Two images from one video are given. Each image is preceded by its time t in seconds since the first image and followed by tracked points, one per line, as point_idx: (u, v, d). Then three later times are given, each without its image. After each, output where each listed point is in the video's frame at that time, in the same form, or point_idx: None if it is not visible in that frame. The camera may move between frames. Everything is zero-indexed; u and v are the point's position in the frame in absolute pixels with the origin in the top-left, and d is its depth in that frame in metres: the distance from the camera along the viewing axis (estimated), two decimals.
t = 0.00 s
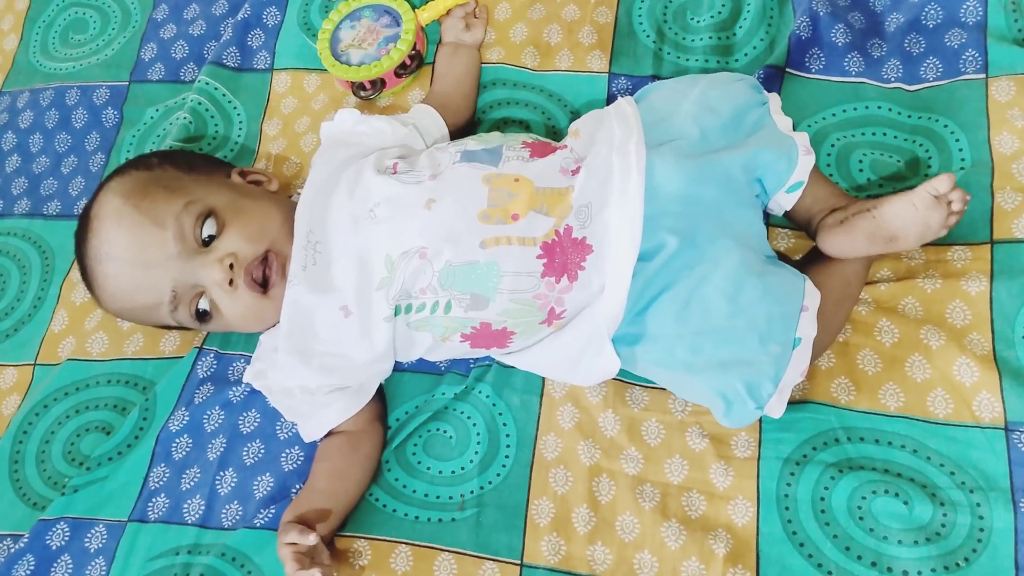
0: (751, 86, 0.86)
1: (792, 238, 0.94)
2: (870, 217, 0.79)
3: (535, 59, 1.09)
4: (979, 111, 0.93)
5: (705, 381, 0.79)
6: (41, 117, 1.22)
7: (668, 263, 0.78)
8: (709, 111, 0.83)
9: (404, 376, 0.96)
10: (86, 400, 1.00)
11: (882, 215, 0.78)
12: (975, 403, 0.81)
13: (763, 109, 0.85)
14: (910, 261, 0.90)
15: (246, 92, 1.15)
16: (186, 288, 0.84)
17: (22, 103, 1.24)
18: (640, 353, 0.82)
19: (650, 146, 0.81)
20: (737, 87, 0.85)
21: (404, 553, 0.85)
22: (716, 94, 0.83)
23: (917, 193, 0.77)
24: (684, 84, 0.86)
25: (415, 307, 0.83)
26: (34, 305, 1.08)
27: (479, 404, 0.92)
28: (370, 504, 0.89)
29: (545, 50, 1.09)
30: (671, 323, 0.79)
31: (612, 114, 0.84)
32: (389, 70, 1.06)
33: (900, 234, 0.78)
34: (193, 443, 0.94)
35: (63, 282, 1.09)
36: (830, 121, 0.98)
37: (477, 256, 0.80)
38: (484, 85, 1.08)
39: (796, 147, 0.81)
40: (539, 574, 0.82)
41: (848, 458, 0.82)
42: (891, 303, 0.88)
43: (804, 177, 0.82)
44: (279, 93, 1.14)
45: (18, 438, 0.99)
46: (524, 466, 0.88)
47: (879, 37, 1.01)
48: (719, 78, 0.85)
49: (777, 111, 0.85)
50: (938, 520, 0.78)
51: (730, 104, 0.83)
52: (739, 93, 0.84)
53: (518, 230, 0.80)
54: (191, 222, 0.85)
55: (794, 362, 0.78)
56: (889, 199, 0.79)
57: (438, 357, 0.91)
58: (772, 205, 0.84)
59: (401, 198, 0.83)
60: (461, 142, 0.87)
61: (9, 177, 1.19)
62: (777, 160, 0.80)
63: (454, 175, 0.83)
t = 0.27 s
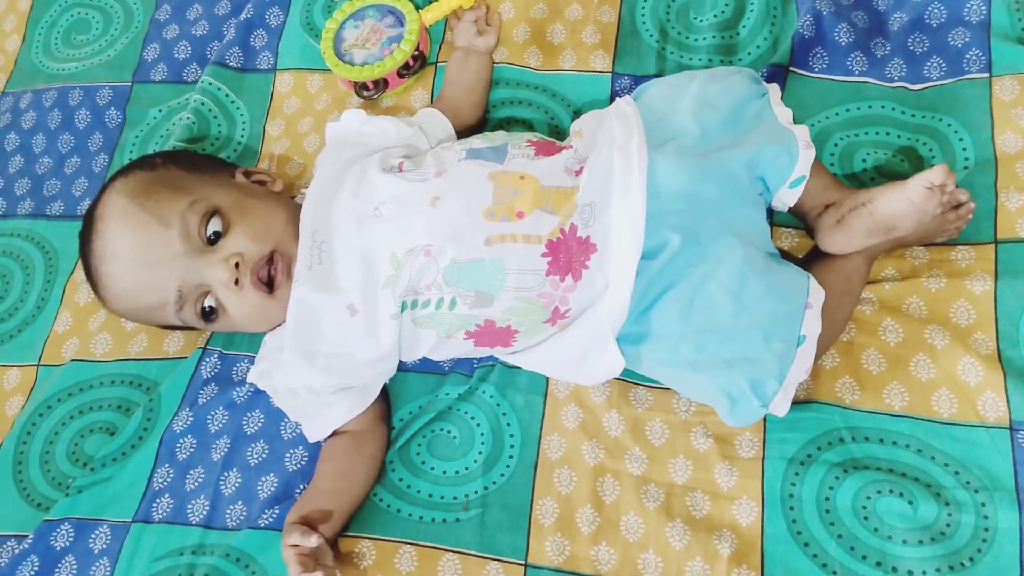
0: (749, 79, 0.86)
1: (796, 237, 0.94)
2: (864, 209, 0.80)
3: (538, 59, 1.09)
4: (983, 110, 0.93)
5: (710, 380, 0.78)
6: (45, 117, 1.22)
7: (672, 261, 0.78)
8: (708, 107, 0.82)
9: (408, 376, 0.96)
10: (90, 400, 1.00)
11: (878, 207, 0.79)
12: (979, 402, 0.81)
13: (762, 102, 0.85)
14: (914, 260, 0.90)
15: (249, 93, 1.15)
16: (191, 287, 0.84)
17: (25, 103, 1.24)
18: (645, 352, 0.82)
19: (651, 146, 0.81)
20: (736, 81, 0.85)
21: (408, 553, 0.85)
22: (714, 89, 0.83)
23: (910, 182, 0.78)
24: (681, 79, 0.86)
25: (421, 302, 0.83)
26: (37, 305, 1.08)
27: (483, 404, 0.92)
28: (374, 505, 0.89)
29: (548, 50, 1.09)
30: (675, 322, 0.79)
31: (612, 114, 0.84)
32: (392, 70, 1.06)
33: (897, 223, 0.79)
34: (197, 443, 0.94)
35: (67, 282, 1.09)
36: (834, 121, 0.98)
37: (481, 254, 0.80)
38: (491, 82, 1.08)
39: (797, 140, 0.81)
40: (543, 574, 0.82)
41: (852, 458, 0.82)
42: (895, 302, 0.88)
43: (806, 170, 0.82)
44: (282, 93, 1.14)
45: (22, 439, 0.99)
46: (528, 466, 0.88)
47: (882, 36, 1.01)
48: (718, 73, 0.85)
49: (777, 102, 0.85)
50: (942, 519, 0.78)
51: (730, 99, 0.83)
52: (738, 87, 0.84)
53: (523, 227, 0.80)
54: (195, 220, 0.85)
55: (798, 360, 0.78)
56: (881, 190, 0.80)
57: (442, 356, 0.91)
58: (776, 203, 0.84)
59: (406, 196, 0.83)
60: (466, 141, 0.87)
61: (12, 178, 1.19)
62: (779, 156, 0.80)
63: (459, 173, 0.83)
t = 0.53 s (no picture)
0: (757, 80, 0.86)
1: (797, 237, 0.93)
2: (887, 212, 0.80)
3: (538, 58, 1.09)
4: (985, 110, 0.93)
5: (712, 379, 0.78)
6: (45, 117, 1.22)
7: (673, 261, 0.78)
8: (713, 108, 0.83)
9: (408, 376, 0.96)
10: (90, 400, 1.00)
11: (902, 211, 0.79)
12: (981, 402, 0.81)
13: (771, 103, 0.84)
14: (915, 259, 0.89)
15: (249, 92, 1.15)
16: (190, 288, 0.84)
17: (25, 103, 1.24)
18: (646, 352, 0.82)
19: (654, 146, 0.81)
20: (743, 82, 0.85)
21: (408, 553, 0.84)
22: (721, 90, 0.83)
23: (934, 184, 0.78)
24: (688, 79, 0.86)
25: (420, 299, 0.83)
26: (37, 305, 1.08)
27: (484, 403, 0.92)
28: (375, 504, 0.88)
29: (549, 49, 1.09)
30: (676, 322, 0.79)
31: (614, 113, 0.84)
32: (392, 69, 1.06)
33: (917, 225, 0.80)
34: (197, 443, 0.94)
35: (67, 282, 1.09)
36: (835, 120, 0.98)
37: (480, 251, 0.80)
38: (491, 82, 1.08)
39: (803, 143, 0.80)
40: (544, 574, 0.82)
41: (853, 457, 0.82)
42: (896, 302, 0.88)
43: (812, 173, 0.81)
44: (282, 92, 1.14)
45: (23, 439, 0.99)
46: (529, 466, 0.88)
47: (884, 34, 1.01)
48: (724, 75, 0.85)
49: (787, 103, 0.85)
50: (944, 519, 0.77)
51: (736, 100, 0.83)
52: (745, 88, 0.84)
53: (523, 224, 0.80)
54: (194, 220, 0.85)
55: (799, 360, 0.78)
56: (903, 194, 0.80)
57: (441, 353, 0.90)
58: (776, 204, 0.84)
59: (406, 194, 0.83)
60: (466, 138, 0.87)
61: (12, 178, 1.19)
62: (784, 158, 0.79)
63: (458, 168, 0.83)
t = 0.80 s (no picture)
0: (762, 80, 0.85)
1: (796, 235, 0.93)
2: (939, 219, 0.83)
3: (538, 57, 1.09)
4: (983, 107, 0.93)
5: (708, 382, 0.78)
6: (45, 116, 1.22)
7: (669, 267, 0.78)
8: (715, 109, 0.83)
9: (408, 374, 0.96)
10: (91, 399, 1.00)
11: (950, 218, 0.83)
12: (979, 399, 0.81)
13: (777, 102, 0.83)
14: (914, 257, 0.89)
15: (249, 91, 1.15)
16: (188, 286, 0.85)
17: (26, 102, 1.24)
18: (642, 357, 0.82)
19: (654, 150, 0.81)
20: (747, 82, 0.84)
21: (408, 551, 0.85)
22: (723, 90, 0.84)
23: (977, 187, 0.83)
24: (691, 80, 0.86)
25: (417, 300, 0.83)
26: (38, 304, 1.09)
27: (483, 401, 0.92)
28: (375, 502, 0.89)
29: (548, 47, 1.09)
30: (672, 327, 0.79)
31: (616, 115, 0.84)
32: (391, 69, 1.06)
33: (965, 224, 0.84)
34: (198, 441, 0.95)
35: (67, 281, 1.09)
36: (834, 118, 0.98)
37: (477, 253, 0.80)
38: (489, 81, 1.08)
39: (806, 149, 0.80)
40: (543, 571, 0.82)
41: (851, 455, 0.82)
42: (895, 299, 0.88)
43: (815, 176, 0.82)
44: (281, 91, 1.14)
45: (24, 437, 0.99)
46: (528, 464, 0.88)
47: (882, 32, 1.01)
48: (729, 74, 0.85)
49: (792, 100, 0.84)
50: (942, 516, 0.78)
51: (739, 100, 0.83)
52: (749, 89, 0.83)
53: (519, 228, 0.80)
54: (192, 219, 0.85)
55: (796, 360, 0.78)
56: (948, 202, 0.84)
57: (439, 353, 0.90)
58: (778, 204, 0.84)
59: (403, 195, 0.83)
60: (464, 139, 0.87)
61: (13, 177, 1.20)
62: (786, 165, 0.80)
63: (455, 169, 0.83)
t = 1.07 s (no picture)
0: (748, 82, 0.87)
1: (791, 236, 0.94)
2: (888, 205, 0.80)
3: (533, 59, 1.09)
4: (977, 109, 0.93)
5: (704, 377, 0.79)
6: (43, 119, 1.23)
7: (666, 259, 0.78)
8: (707, 107, 0.83)
9: (404, 376, 0.96)
10: (89, 401, 1.00)
11: (884, 192, 0.80)
12: (973, 400, 0.81)
13: (758, 108, 0.85)
14: (908, 258, 0.90)
15: (246, 94, 1.15)
16: (188, 292, 0.85)
17: (24, 106, 1.25)
18: (640, 351, 0.82)
19: (648, 145, 0.81)
20: (736, 83, 0.85)
21: (404, 552, 0.85)
22: (712, 90, 0.84)
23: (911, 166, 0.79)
24: (681, 83, 0.86)
25: (417, 299, 0.83)
26: (36, 307, 1.09)
27: (479, 403, 0.93)
28: (371, 504, 0.89)
29: (543, 50, 1.09)
30: (671, 321, 0.79)
31: (610, 115, 0.84)
32: (387, 71, 1.06)
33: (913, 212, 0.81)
34: (195, 443, 0.95)
35: (65, 284, 1.09)
36: (828, 119, 0.98)
37: (476, 251, 0.81)
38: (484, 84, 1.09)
39: (795, 144, 0.82)
40: (539, 572, 0.82)
41: (846, 456, 0.82)
42: (889, 301, 0.88)
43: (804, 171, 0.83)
44: (278, 94, 1.14)
45: (22, 439, 1.00)
46: (524, 465, 0.88)
47: (876, 34, 1.01)
48: (718, 76, 0.86)
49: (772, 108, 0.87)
50: (935, 517, 0.78)
51: (729, 100, 0.84)
52: (738, 90, 0.84)
53: (517, 224, 0.80)
54: (191, 223, 0.85)
55: (790, 360, 0.78)
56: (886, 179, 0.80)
57: (439, 353, 0.91)
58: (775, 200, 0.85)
59: (401, 195, 0.83)
60: (460, 140, 0.88)
61: (11, 180, 1.20)
62: (778, 164, 0.81)
63: (454, 168, 0.84)
